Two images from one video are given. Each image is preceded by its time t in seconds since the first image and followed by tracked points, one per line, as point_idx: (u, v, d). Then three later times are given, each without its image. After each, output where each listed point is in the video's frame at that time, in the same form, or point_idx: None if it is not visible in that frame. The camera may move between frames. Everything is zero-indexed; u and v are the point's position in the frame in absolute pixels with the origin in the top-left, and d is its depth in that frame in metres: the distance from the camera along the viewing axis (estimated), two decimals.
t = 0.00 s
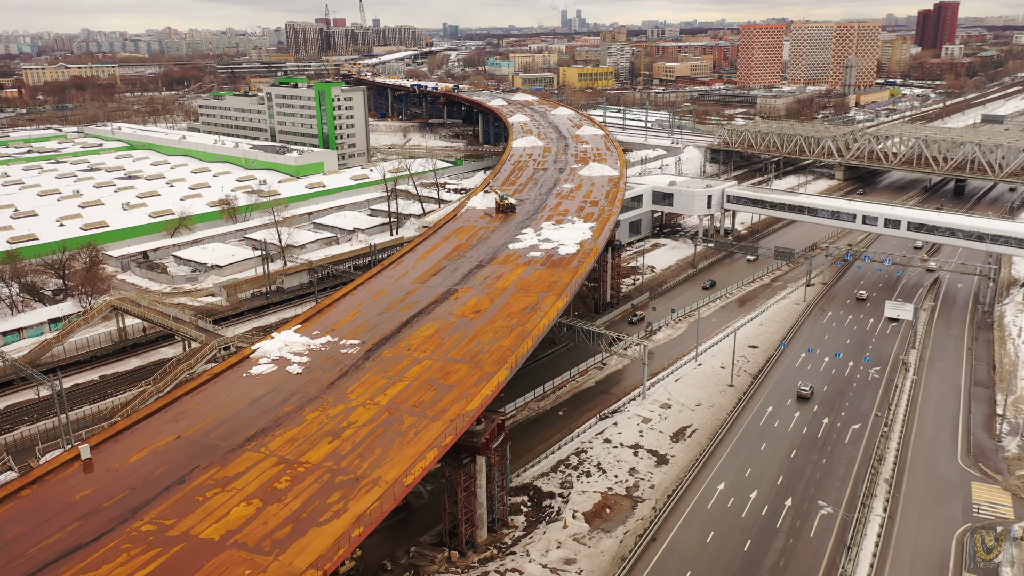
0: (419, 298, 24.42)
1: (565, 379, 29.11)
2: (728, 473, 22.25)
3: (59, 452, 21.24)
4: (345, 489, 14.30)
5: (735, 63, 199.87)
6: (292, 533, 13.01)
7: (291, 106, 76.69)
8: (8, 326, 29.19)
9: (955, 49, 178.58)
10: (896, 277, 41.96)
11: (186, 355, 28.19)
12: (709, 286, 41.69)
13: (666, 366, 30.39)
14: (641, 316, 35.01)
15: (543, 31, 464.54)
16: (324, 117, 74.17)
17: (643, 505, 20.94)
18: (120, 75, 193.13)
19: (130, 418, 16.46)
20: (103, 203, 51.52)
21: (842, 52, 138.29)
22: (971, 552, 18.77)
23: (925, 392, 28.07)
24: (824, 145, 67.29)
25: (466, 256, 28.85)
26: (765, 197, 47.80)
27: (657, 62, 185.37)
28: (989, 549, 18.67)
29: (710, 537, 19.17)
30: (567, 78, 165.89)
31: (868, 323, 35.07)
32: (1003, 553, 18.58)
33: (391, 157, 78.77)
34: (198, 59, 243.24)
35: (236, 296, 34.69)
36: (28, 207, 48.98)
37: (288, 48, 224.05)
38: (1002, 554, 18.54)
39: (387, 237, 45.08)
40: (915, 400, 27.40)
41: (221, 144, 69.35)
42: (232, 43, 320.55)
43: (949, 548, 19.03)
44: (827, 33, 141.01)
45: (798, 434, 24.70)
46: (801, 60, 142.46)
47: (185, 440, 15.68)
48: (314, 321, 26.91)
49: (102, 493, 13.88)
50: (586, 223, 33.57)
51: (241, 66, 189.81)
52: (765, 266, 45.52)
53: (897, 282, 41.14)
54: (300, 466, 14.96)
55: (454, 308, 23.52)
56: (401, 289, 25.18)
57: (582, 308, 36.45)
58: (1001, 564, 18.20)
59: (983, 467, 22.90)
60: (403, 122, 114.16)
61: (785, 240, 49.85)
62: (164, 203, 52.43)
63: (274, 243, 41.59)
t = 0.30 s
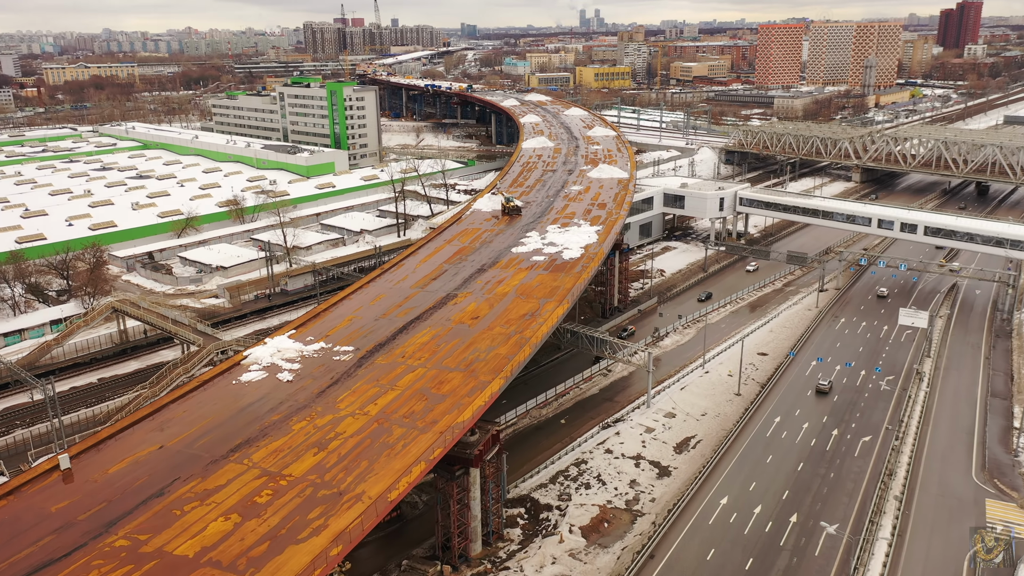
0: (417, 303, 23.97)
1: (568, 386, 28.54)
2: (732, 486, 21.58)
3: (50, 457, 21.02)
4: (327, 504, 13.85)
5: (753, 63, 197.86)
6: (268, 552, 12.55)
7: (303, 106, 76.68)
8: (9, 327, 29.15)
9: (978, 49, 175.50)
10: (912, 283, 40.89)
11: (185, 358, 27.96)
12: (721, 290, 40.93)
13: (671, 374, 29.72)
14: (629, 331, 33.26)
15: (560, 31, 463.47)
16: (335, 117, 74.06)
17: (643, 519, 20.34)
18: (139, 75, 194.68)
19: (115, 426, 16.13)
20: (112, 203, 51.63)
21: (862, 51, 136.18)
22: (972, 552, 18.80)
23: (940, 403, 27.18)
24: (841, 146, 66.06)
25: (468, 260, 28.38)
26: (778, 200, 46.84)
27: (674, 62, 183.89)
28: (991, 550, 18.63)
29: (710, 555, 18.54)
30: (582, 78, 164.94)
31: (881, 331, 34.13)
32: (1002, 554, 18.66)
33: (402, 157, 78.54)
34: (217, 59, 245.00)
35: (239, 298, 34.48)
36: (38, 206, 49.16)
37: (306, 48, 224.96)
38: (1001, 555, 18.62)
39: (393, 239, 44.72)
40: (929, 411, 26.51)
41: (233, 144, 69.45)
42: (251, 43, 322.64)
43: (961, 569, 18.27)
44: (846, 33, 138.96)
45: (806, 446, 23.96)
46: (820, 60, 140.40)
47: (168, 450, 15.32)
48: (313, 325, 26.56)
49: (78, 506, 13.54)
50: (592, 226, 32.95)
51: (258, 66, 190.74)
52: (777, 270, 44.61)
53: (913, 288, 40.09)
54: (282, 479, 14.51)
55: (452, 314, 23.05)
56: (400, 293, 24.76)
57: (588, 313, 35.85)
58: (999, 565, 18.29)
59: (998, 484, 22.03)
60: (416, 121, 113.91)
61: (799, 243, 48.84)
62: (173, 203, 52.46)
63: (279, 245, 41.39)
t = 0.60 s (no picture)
0: (414, 308, 23.51)
1: (570, 393, 27.94)
2: (734, 501, 20.91)
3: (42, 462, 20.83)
4: (306, 520, 13.39)
5: (772, 63, 195.70)
6: (241, 571, 12.12)
7: (315, 107, 76.65)
8: (10, 328, 29.11)
9: (1002, 49, 172.32)
10: (928, 289, 39.83)
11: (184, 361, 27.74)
12: (731, 295, 40.14)
13: (676, 382, 29.05)
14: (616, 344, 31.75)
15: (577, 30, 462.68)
16: (347, 117, 73.93)
17: (641, 534, 19.74)
18: (158, 74, 196.35)
19: (97, 434, 15.81)
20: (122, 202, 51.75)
21: (882, 51, 134.06)
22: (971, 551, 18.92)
23: (954, 414, 26.28)
24: (858, 148, 64.83)
25: (469, 264, 27.91)
26: (791, 203, 45.90)
27: (691, 62, 182.40)
28: (988, 548, 18.88)
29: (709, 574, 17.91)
30: (598, 78, 163.95)
31: (895, 339, 33.23)
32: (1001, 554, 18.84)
33: (414, 157, 78.27)
34: (236, 59, 246.63)
35: (242, 300, 34.23)
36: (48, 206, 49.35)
37: (323, 48, 225.69)
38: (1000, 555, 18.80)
39: (399, 240, 44.38)
40: (943, 423, 25.64)
41: (244, 144, 69.53)
42: (270, 43, 324.74)
43: None
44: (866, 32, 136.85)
45: (813, 459, 23.21)
46: (839, 60, 138.38)
47: (149, 460, 14.97)
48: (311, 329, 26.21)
49: (53, 519, 13.21)
50: (597, 229, 32.33)
51: (275, 66, 191.60)
52: (790, 275, 43.72)
53: (929, 295, 39.08)
54: (262, 493, 14.08)
55: (449, 320, 22.58)
56: (397, 298, 24.32)
57: (595, 318, 35.26)
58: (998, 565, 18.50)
59: (1013, 501, 21.18)
60: (430, 122, 113.68)
61: (813, 247, 47.88)
62: (183, 203, 52.51)
63: (285, 246, 41.17)
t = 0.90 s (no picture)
0: (411, 313, 23.08)
1: (572, 401, 27.39)
2: (736, 517, 20.25)
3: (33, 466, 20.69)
4: (283, 537, 12.93)
5: (791, 63, 193.35)
6: None
7: (327, 107, 76.61)
8: (12, 330, 29.07)
9: None
10: (944, 296, 38.77)
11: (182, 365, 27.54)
12: (741, 300, 39.31)
13: (681, 391, 28.40)
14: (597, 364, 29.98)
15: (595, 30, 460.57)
16: (359, 117, 73.83)
17: (639, 550, 19.15)
18: (176, 74, 197.89)
19: (79, 443, 15.50)
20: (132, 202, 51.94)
21: (903, 51, 131.86)
22: (971, 550, 18.97)
23: (968, 427, 25.37)
24: (875, 150, 63.58)
25: (470, 268, 27.48)
26: (805, 206, 44.94)
27: (709, 62, 180.66)
28: (988, 549, 18.97)
29: None
30: (615, 78, 162.84)
31: (909, 347, 32.33)
32: (1001, 555, 18.82)
33: (425, 158, 78.00)
34: (255, 58, 247.84)
35: (245, 302, 34.02)
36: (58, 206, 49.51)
37: (340, 47, 226.29)
38: (1001, 556, 18.78)
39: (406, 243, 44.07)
40: (957, 436, 24.78)
41: (256, 144, 69.63)
42: (289, 42, 326.17)
43: None
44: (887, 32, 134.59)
45: (820, 472, 22.46)
46: (859, 60, 136.18)
47: (128, 471, 14.61)
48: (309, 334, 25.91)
49: (24, 532, 12.88)
50: (603, 233, 31.73)
51: (292, 66, 192.27)
52: (803, 280, 42.81)
53: (945, 301, 38.05)
54: (240, 507, 13.65)
55: (446, 326, 22.12)
56: (394, 303, 23.90)
57: (601, 323, 34.71)
58: (998, 565, 18.46)
59: None
60: (443, 122, 113.34)
61: (826, 252, 46.89)
62: (192, 203, 52.56)
63: (290, 248, 41.00)
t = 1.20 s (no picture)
0: (407, 319, 22.66)
1: (573, 409, 26.83)
2: (738, 533, 19.61)
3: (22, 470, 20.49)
4: (257, 554, 12.54)
5: (811, 63, 190.88)
6: None
7: (339, 107, 76.51)
8: (13, 331, 29.07)
9: None
10: (961, 303, 37.68)
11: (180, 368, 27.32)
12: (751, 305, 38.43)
13: (686, 399, 27.73)
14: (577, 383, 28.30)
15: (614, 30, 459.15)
16: (370, 117, 73.66)
17: (636, 566, 18.58)
18: (196, 74, 199.47)
19: (59, 452, 15.24)
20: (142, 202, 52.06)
21: (925, 51, 129.54)
22: (972, 551, 18.92)
23: (983, 440, 24.48)
24: (893, 152, 62.27)
25: (471, 272, 27.03)
26: (819, 209, 43.96)
27: (728, 62, 178.88)
28: (989, 548, 18.95)
29: None
30: (631, 78, 161.71)
31: (923, 355, 31.40)
32: (1002, 555, 18.78)
33: (436, 158, 77.71)
34: (274, 58, 249.17)
35: (247, 304, 33.82)
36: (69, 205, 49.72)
37: (358, 47, 226.90)
38: (1002, 556, 18.74)
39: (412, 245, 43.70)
40: (971, 449, 23.94)
41: (268, 144, 69.67)
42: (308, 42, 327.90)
43: None
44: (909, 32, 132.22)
45: (827, 487, 21.72)
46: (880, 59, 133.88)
47: (106, 482, 14.31)
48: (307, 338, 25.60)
49: None
50: (608, 237, 31.10)
51: (310, 66, 193.00)
52: (816, 284, 41.88)
53: (962, 309, 36.96)
54: (216, 522, 13.26)
55: (441, 332, 21.67)
56: (391, 308, 23.50)
57: (607, 328, 34.12)
58: (999, 565, 18.43)
59: None
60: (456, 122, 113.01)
61: (840, 256, 45.89)
62: (202, 203, 52.61)
63: (296, 249, 40.79)
